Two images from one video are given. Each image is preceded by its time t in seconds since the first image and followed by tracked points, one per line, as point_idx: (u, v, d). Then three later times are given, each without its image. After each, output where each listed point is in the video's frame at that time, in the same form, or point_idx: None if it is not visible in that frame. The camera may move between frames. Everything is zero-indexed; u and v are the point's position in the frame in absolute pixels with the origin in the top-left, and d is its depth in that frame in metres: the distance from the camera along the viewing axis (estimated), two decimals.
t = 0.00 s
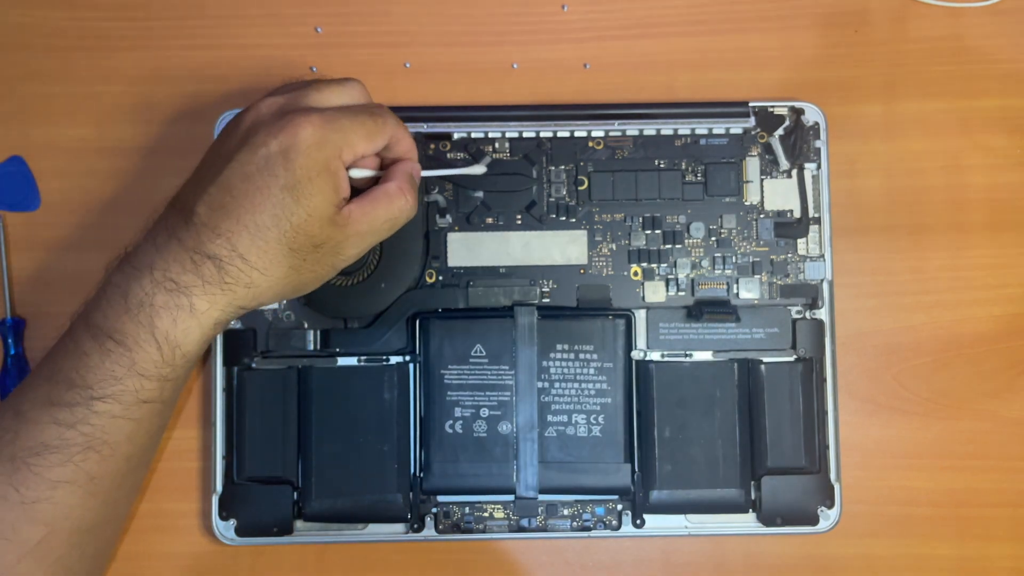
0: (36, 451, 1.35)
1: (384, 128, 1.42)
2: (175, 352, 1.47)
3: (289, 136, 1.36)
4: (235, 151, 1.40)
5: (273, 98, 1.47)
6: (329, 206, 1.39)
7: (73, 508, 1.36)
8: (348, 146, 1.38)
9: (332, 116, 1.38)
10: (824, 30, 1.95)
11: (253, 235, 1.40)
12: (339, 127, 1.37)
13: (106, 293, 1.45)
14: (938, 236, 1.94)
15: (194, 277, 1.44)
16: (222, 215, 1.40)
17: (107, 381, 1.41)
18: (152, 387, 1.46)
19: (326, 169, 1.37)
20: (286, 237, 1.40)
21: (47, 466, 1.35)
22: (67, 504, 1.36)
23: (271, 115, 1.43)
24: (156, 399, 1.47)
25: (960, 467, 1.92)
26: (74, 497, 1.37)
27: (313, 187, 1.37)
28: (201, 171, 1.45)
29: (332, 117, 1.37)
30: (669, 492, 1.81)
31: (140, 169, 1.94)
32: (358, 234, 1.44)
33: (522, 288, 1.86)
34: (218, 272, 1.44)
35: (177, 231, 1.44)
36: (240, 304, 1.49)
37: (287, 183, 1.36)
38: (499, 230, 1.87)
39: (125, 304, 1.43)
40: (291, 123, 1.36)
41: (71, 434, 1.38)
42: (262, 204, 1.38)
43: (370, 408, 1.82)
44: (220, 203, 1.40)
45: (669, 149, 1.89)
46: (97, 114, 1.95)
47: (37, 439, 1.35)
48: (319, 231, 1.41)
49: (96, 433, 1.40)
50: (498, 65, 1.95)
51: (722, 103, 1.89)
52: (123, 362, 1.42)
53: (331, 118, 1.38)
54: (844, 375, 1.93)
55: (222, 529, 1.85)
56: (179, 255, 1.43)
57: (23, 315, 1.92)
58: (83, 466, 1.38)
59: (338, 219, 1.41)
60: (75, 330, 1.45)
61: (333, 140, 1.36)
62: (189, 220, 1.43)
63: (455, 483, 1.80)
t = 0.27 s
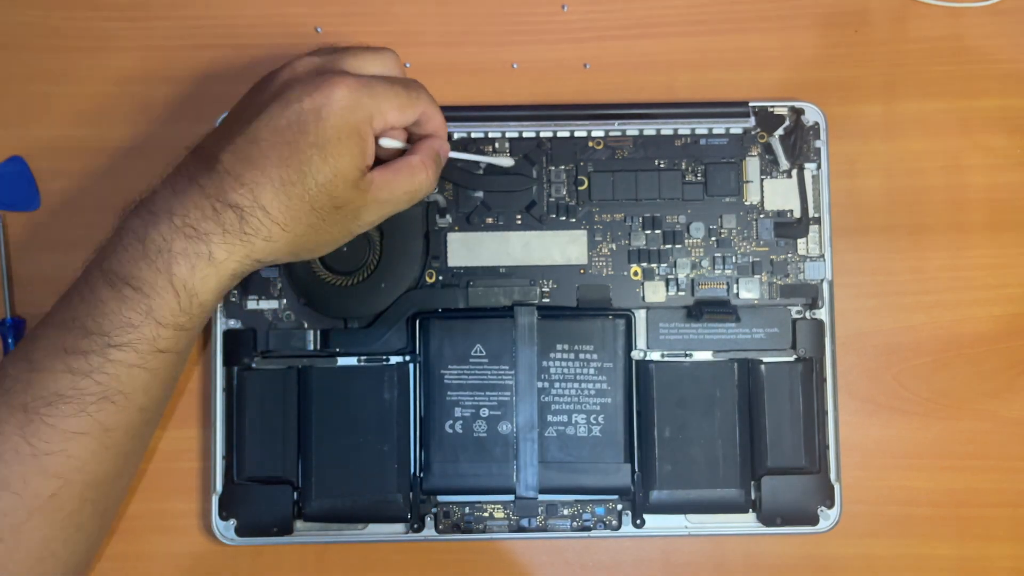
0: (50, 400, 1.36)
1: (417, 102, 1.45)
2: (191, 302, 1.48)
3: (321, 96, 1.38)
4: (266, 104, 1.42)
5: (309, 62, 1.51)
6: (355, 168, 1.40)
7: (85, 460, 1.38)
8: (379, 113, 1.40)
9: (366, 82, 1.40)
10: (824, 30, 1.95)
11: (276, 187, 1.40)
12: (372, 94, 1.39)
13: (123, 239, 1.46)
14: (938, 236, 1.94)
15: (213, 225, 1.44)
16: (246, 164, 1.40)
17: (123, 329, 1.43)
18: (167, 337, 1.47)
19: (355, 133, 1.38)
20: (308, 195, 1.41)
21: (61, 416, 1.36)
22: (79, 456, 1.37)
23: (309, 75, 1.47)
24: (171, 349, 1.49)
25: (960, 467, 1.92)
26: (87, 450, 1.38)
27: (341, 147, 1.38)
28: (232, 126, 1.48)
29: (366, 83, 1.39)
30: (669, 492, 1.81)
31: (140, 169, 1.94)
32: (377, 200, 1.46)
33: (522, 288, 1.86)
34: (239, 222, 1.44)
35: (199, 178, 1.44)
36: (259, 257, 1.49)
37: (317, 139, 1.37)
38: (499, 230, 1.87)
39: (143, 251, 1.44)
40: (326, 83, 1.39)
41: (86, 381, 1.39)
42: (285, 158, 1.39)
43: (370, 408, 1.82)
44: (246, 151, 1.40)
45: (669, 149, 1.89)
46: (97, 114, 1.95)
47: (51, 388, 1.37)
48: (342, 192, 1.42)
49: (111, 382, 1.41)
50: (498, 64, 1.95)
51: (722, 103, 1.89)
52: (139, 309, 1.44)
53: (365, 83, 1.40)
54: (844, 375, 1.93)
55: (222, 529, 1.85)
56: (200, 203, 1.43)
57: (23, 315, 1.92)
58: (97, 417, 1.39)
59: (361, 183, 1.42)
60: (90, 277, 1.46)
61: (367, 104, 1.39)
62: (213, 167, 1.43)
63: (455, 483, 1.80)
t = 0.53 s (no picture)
0: (11, 367, 1.34)
1: (392, 80, 1.47)
2: (155, 263, 1.47)
3: (295, 56, 1.38)
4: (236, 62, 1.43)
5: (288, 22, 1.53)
6: (325, 132, 1.41)
7: (54, 429, 1.36)
8: (354, 81, 1.41)
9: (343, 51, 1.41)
10: (824, 30, 1.95)
11: (240, 142, 1.40)
12: (349, 64, 1.41)
13: (81, 201, 1.44)
14: (938, 236, 1.94)
15: (173, 180, 1.43)
16: (207, 119, 1.40)
17: (86, 291, 1.41)
18: (132, 298, 1.46)
19: (327, 99, 1.40)
20: (273, 154, 1.42)
21: (25, 383, 1.34)
22: (48, 425, 1.35)
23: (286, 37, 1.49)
24: (136, 311, 1.48)
25: (960, 467, 1.92)
26: (55, 418, 1.36)
27: (312, 111, 1.39)
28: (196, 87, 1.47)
29: (344, 52, 1.41)
30: (669, 492, 1.81)
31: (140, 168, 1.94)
32: (346, 171, 1.48)
33: (521, 288, 1.86)
34: (199, 176, 1.43)
35: (158, 135, 1.43)
36: (221, 215, 1.49)
37: (287, 96, 1.38)
38: (499, 230, 1.87)
39: (101, 211, 1.43)
40: (303, 44, 1.39)
41: (49, 346, 1.37)
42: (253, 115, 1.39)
43: (370, 408, 1.82)
44: (210, 107, 1.40)
45: (669, 149, 1.89)
46: (97, 114, 1.95)
47: (13, 354, 1.34)
48: (309, 155, 1.43)
49: (76, 346, 1.40)
50: (498, 65, 1.95)
51: (722, 103, 1.89)
52: (100, 269, 1.42)
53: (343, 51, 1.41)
54: (844, 375, 1.93)
55: (222, 529, 1.85)
56: (158, 160, 1.42)
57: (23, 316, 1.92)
58: (63, 383, 1.37)
59: (329, 151, 1.44)
60: (47, 241, 1.44)
61: (342, 74, 1.40)
62: (173, 124, 1.43)
63: (455, 483, 1.80)
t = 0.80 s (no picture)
0: (11, 398, 1.38)
1: (385, 113, 1.43)
2: (149, 296, 1.49)
3: (285, 95, 1.35)
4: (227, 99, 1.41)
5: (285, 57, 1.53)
6: (314, 170, 1.39)
7: (51, 458, 1.40)
8: (345, 117, 1.38)
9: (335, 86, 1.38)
10: (824, 30, 1.95)
11: (229, 182, 1.38)
12: (339, 98, 1.37)
13: (80, 235, 1.47)
14: (938, 236, 1.94)
15: (166, 218, 1.44)
16: (198, 158, 1.39)
17: (83, 324, 1.44)
18: (127, 330, 1.49)
19: (316, 136, 1.36)
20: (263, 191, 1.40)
21: (23, 414, 1.38)
22: (45, 455, 1.40)
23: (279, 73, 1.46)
24: (133, 342, 1.51)
25: (960, 467, 1.92)
26: (53, 447, 1.41)
27: (301, 148, 1.36)
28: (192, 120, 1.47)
29: (334, 87, 1.37)
30: (669, 492, 1.81)
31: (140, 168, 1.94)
32: (338, 204, 1.44)
33: (522, 288, 1.86)
34: (192, 215, 1.43)
35: (153, 170, 1.44)
36: (213, 250, 1.49)
37: (276, 136, 1.35)
38: (499, 230, 1.87)
39: (97, 245, 1.45)
40: (291, 83, 1.36)
41: (47, 377, 1.41)
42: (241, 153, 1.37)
43: (370, 408, 1.81)
44: (199, 146, 1.39)
45: (669, 149, 1.89)
46: (97, 114, 1.95)
47: (13, 385, 1.39)
48: (299, 191, 1.40)
49: (73, 378, 1.43)
50: (498, 64, 1.95)
51: (722, 103, 1.89)
52: (96, 304, 1.45)
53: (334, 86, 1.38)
54: (844, 375, 1.93)
55: (222, 529, 1.85)
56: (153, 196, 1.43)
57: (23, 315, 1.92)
58: (60, 413, 1.41)
59: (320, 186, 1.41)
60: (48, 272, 1.48)
61: (332, 109, 1.36)
62: (166, 160, 1.43)
63: (455, 483, 1.80)
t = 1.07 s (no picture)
0: (44, 395, 1.40)
1: (410, 115, 1.46)
2: (180, 297, 1.51)
3: (312, 99, 1.39)
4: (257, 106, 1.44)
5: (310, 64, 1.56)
6: (341, 172, 1.42)
7: (80, 454, 1.42)
8: (369, 120, 1.41)
9: (360, 91, 1.41)
10: (824, 30, 1.95)
11: (259, 185, 1.42)
12: (364, 102, 1.40)
13: (115, 236, 1.49)
14: (938, 236, 1.94)
15: (198, 221, 1.46)
16: (226, 162, 1.42)
17: (115, 324, 1.46)
18: (159, 330, 1.51)
19: (343, 140, 1.39)
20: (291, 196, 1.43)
21: (55, 410, 1.40)
22: (74, 451, 1.41)
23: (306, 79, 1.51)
24: (164, 342, 1.52)
25: (960, 467, 1.92)
26: (83, 443, 1.42)
27: (329, 153, 1.40)
28: (223, 125, 1.50)
29: (359, 91, 1.41)
30: (669, 492, 1.81)
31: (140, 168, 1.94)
32: (362, 205, 1.47)
33: (522, 288, 1.86)
34: (222, 218, 1.46)
35: (186, 176, 1.47)
36: (243, 253, 1.52)
37: (303, 139, 1.39)
38: (499, 230, 1.87)
39: (131, 246, 1.47)
40: (319, 88, 1.40)
41: (80, 375, 1.43)
42: (268, 155, 1.40)
43: (370, 408, 1.82)
44: (232, 152, 1.42)
45: (669, 149, 1.89)
46: (96, 114, 1.95)
47: (46, 383, 1.41)
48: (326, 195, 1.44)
49: (104, 375, 1.45)
50: (499, 65, 1.95)
51: (722, 103, 1.89)
52: (130, 303, 1.47)
53: (359, 91, 1.41)
54: (844, 375, 1.93)
55: (222, 529, 1.85)
56: (184, 198, 1.46)
57: (23, 315, 1.92)
58: (91, 410, 1.43)
59: (347, 189, 1.44)
60: (81, 272, 1.49)
61: (358, 113, 1.40)
62: (198, 165, 1.46)
63: (455, 483, 1.80)
